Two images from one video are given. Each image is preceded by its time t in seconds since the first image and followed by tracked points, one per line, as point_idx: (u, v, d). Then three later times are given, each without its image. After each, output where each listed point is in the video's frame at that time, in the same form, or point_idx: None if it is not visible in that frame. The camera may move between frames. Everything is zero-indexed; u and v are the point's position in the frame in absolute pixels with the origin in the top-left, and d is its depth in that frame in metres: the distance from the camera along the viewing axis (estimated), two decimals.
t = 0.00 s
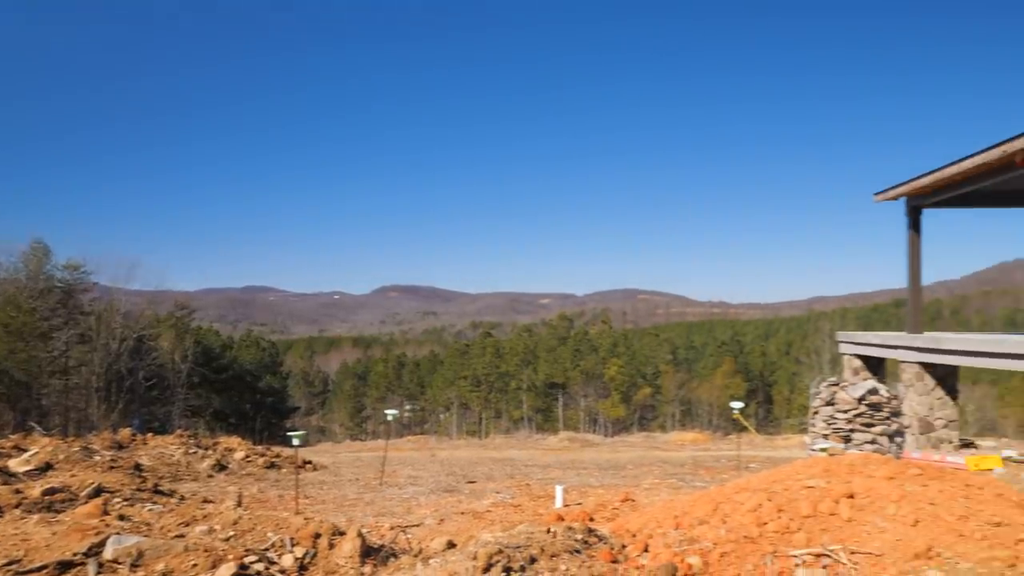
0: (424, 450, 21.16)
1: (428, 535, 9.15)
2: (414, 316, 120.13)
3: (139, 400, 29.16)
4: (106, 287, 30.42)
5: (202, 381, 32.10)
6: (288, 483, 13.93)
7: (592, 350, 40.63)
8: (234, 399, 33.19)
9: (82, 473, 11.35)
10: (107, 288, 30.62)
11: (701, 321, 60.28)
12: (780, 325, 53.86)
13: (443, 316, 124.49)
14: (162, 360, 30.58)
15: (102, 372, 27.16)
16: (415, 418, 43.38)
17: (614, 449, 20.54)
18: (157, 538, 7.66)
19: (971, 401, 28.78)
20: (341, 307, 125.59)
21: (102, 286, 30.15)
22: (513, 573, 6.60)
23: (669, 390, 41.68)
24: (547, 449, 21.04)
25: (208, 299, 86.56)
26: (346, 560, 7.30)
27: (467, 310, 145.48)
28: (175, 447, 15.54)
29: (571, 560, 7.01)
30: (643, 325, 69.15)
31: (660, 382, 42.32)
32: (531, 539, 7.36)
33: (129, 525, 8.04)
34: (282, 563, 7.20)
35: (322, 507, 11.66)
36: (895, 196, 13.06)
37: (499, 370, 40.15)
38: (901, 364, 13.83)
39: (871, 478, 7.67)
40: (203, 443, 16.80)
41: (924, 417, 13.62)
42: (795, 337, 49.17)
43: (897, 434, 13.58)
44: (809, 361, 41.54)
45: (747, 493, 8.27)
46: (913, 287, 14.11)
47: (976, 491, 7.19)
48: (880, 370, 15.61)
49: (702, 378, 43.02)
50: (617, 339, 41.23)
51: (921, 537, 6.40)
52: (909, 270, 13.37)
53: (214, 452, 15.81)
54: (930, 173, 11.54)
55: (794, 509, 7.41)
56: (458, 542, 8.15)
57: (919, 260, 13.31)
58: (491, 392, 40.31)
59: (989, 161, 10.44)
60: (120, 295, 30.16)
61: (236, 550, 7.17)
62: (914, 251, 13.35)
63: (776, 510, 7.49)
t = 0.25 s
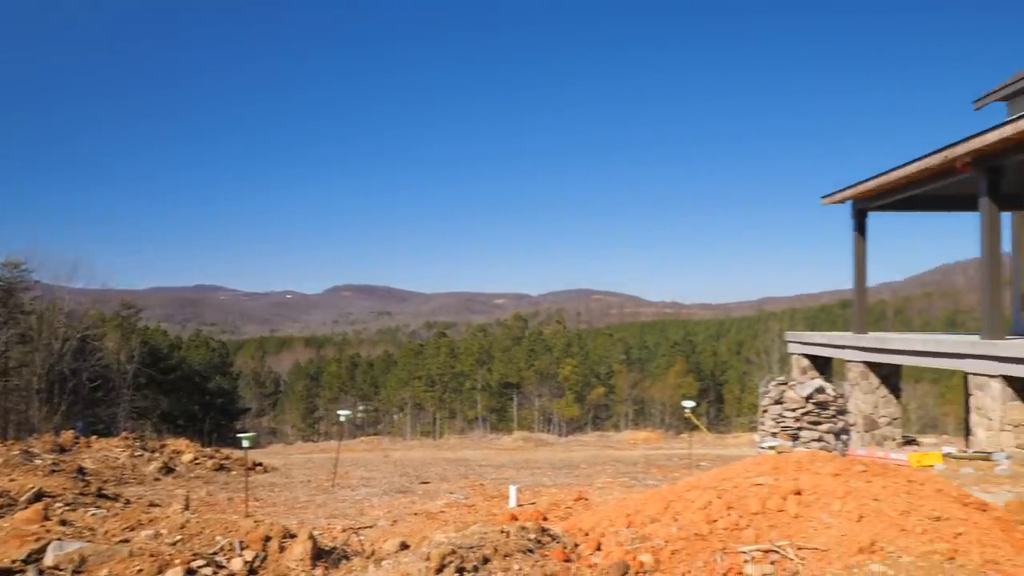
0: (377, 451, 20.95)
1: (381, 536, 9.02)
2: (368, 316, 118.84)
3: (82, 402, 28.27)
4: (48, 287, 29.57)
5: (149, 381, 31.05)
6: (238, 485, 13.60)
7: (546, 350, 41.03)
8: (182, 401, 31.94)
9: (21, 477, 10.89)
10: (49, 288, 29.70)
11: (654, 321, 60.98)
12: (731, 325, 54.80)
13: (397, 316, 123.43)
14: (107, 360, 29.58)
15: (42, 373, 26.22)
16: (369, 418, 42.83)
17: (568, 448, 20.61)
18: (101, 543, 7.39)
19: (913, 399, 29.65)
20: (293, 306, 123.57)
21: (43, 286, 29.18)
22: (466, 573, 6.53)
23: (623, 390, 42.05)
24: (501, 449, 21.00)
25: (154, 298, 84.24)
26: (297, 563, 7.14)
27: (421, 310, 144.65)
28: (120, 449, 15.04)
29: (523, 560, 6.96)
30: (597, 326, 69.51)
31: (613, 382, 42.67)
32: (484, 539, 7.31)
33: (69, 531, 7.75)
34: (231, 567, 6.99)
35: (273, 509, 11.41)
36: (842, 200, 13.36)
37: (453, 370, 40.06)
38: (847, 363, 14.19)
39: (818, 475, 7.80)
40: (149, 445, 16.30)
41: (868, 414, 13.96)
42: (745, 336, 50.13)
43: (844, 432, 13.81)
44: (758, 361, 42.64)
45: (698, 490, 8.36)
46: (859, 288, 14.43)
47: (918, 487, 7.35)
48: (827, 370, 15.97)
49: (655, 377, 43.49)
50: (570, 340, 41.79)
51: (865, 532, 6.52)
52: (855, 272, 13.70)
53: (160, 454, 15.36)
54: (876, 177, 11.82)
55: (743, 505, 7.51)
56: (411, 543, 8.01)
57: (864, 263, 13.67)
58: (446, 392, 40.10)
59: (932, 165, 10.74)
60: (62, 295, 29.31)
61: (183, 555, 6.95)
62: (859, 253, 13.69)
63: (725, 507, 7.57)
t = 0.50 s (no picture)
0: (329, 452, 20.61)
1: (332, 538, 8.84)
2: (320, 316, 117.10)
3: (20, 405, 27.27)
4: None
5: (91, 383, 29.80)
6: (184, 489, 13.21)
7: (499, 350, 41.43)
8: (127, 403, 31.01)
9: None
10: None
11: (606, 322, 61.50)
12: (682, 325, 55.61)
13: (349, 316, 121.89)
14: (48, 361, 28.23)
15: None
16: (320, 419, 42.01)
17: (521, 448, 20.61)
18: (39, 551, 7.07)
19: (857, 398, 30.51)
20: (242, 305, 121.05)
21: None
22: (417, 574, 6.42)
23: (576, 390, 42.28)
24: (454, 449, 20.88)
25: (95, 297, 81.47)
26: (245, 568, 6.94)
27: (374, 309, 143.23)
28: (60, 453, 14.45)
29: (475, 560, 6.88)
30: (551, 326, 69.69)
31: (566, 382, 42.89)
32: (436, 540, 7.21)
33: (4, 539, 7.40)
34: (177, 572, 6.72)
35: (222, 513, 11.10)
36: (789, 202, 13.63)
37: (406, 370, 39.83)
38: (794, 363, 14.48)
39: (765, 472, 7.91)
40: (91, 448, 15.71)
41: (814, 412, 14.23)
42: (695, 337, 50.92)
43: (790, 429, 14.06)
44: (708, 361, 44.02)
45: (648, 489, 8.41)
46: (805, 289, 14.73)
47: (861, 482, 7.49)
48: (774, 369, 16.29)
49: (607, 377, 43.85)
50: (523, 340, 42.29)
51: (810, 527, 6.62)
52: (802, 275, 13.99)
53: (103, 458, 14.83)
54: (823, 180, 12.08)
55: (692, 503, 7.57)
56: (362, 545, 7.84)
57: (811, 265, 13.97)
58: (398, 392, 39.70)
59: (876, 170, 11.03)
60: None
61: (126, 561, 6.69)
62: (806, 255, 13.98)
63: (675, 505, 7.62)
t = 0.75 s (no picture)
0: (281, 454, 20.20)
1: (284, 541, 8.63)
2: (272, 315, 114.91)
3: None
4: None
5: (34, 385, 28.38)
6: (131, 492, 12.79)
7: (455, 350, 41.22)
8: (72, 404, 29.94)
9: None
10: None
11: (562, 321, 61.78)
12: (636, 326, 56.16)
13: (303, 316, 119.94)
14: None
15: None
16: (273, 421, 40.93)
17: (477, 448, 20.52)
18: None
19: (806, 397, 31.19)
20: (192, 304, 118.17)
21: None
22: None
23: (531, 390, 42.32)
24: (409, 450, 20.68)
25: (35, 295, 78.49)
26: (194, 572, 6.66)
27: (328, 309, 141.38)
28: None
29: (429, 561, 6.77)
30: (507, 326, 69.64)
31: (521, 382, 42.94)
32: (390, 541, 7.07)
33: None
34: None
35: (170, 516, 10.77)
36: (742, 205, 13.83)
37: (361, 370, 39.36)
38: (745, 362, 14.67)
39: (717, 470, 7.98)
40: (32, 451, 15.11)
41: (765, 411, 14.41)
42: (649, 337, 51.48)
43: (742, 428, 14.30)
44: (663, 361, 44.84)
45: (602, 488, 8.41)
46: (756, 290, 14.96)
47: (809, 480, 7.60)
48: (726, 369, 16.51)
49: (563, 377, 44.03)
50: (479, 340, 42.18)
51: (760, 524, 6.68)
52: (753, 276, 14.21)
53: (46, 461, 14.27)
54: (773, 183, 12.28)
55: (646, 501, 7.60)
56: (315, 548, 7.66)
57: (762, 267, 14.19)
58: (353, 393, 39.12)
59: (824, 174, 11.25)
60: None
61: (68, 568, 6.40)
62: (757, 257, 14.21)
63: (629, 504, 7.63)
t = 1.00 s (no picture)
0: (235, 456, 19.77)
1: (236, 544, 8.43)
2: (225, 315, 112.35)
3: None
4: None
5: None
6: (76, 497, 12.37)
7: (411, 350, 41.24)
8: (15, 407, 28.83)
9: None
10: None
11: (520, 321, 61.80)
12: (594, 326, 56.56)
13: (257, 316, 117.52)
14: None
15: None
16: (226, 422, 39.72)
17: (434, 448, 20.40)
18: None
19: (758, 396, 31.78)
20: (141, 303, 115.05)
21: None
22: None
23: (489, 389, 42.25)
24: (365, 451, 20.45)
25: None
26: None
27: (283, 308, 139.13)
28: None
29: (385, 563, 6.68)
30: (466, 326, 69.34)
31: (479, 382, 42.95)
32: (345, 543, 6.96)
33: None
34: None
35: (119, 520, 10.44)
36: (697, 206, 14.01)
37: (316, 370, 38.87)
38: (700, 362, 14.81)
39: (672, 469, 8.05)
40: None
41: (719, 410, 14.58)
42: (606, 337, 51.88)
43: (697, 427, 14.63)
44: (619, 360, 45.81)
45: (559, 487, 8.43)
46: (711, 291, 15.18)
47: (761, 477, 7.71)
48: (682, 369, 16.70)
49: (520, 377, 44.07)
50: (437, 340, 42.79)
51: (713, 521, 6.74)
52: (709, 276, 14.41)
53: None
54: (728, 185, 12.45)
55: (602, 500, 7.62)
56: (269, 551, 7.49)
57: (717, 268, 14.39)
58: (308, 393, 38.48)
59: (777, 177, 11.42)
60: None
61: None
62: (712, 258, 14.39)
63: (585, 503, 7.65)
